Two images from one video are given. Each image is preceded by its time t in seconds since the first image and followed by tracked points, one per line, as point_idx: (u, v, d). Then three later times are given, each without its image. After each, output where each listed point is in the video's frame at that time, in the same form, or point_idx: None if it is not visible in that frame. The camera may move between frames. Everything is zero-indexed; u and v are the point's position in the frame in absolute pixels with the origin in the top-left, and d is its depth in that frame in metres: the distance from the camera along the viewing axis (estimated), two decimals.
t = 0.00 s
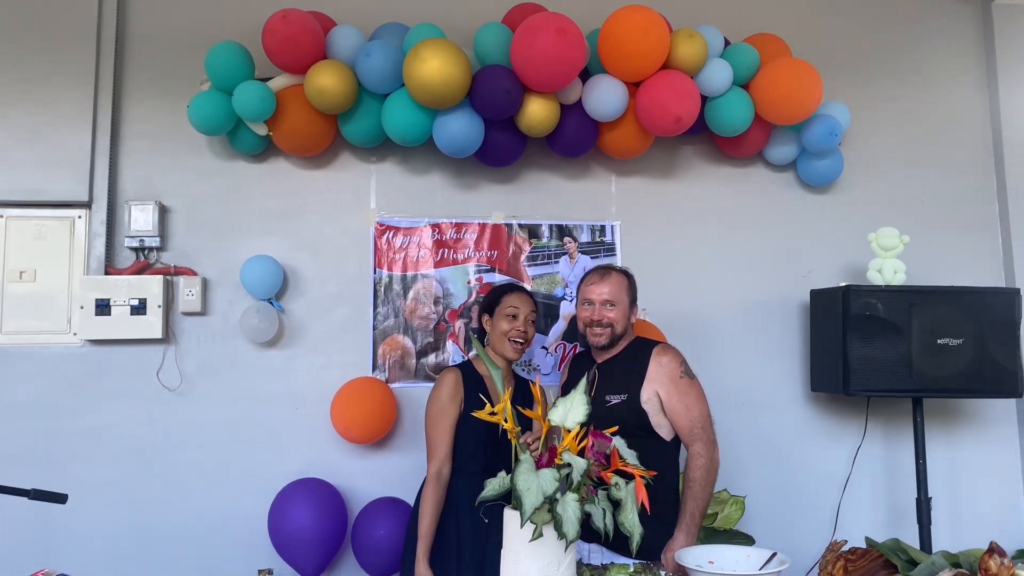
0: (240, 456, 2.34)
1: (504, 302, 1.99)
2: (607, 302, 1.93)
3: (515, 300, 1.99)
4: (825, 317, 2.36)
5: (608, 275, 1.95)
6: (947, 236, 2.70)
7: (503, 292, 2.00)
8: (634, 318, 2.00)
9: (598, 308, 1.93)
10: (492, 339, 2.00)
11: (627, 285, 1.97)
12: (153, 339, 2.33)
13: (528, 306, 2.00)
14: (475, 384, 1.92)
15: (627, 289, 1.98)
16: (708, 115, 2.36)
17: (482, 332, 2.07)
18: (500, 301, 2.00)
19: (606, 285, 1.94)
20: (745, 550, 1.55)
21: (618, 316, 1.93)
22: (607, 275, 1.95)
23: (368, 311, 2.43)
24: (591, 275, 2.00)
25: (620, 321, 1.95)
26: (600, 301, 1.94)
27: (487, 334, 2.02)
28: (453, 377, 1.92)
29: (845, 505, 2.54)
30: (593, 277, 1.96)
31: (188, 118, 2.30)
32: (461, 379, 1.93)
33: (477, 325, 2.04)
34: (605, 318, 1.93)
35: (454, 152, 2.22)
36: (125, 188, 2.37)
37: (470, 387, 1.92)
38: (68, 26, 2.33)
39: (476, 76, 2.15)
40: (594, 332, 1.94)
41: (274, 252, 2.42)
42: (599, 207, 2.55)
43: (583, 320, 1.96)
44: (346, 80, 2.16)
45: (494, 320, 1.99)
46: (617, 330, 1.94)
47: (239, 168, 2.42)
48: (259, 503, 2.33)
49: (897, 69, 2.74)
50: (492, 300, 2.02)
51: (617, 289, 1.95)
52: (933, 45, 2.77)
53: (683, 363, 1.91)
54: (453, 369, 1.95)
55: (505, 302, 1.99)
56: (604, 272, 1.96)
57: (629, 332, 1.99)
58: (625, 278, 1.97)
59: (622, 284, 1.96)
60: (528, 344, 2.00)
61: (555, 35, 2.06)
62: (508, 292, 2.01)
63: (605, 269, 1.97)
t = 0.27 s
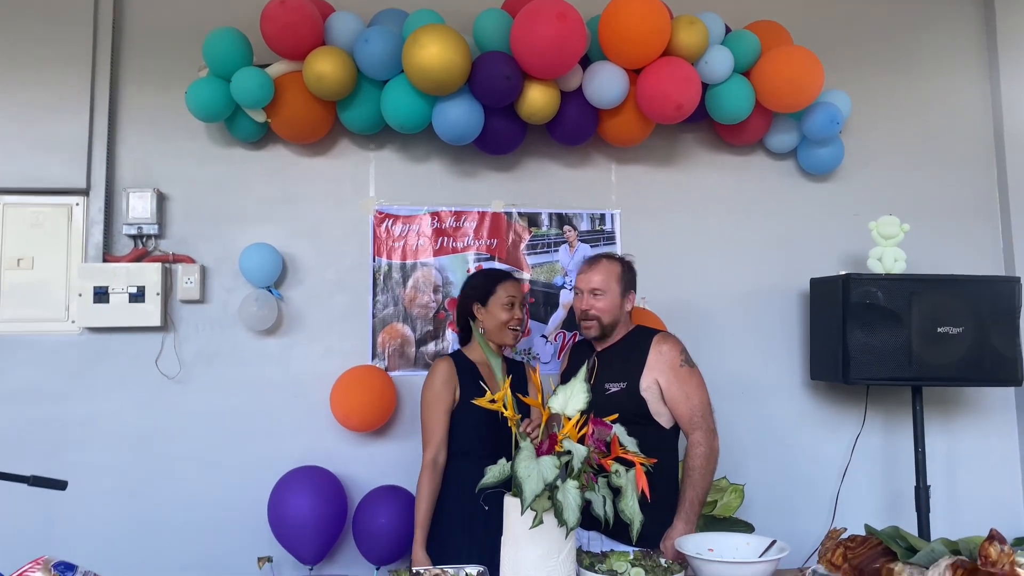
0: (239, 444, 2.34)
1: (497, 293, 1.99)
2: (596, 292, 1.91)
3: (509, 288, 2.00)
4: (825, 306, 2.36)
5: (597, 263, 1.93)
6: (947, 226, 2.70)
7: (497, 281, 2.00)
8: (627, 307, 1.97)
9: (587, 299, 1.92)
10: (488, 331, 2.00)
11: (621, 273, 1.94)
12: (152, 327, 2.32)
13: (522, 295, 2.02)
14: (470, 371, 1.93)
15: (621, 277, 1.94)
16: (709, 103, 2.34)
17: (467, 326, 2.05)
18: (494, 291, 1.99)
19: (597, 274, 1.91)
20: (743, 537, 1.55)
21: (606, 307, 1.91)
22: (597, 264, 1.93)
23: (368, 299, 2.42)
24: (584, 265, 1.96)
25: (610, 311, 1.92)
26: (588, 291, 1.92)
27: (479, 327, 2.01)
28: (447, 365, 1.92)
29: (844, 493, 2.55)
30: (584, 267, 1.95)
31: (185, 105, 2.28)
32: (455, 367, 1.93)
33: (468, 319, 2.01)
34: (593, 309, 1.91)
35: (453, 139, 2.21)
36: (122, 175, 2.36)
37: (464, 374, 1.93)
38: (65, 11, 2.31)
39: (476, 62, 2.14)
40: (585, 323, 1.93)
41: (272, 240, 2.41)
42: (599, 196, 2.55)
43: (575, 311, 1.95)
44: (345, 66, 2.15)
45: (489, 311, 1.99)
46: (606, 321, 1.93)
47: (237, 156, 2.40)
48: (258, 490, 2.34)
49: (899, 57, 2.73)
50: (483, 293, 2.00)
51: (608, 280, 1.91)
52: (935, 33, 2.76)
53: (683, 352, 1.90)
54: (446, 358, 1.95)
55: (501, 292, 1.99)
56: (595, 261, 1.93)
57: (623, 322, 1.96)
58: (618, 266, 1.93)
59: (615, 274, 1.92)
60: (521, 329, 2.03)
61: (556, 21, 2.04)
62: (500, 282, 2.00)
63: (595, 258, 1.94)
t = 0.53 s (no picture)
0: (240, 433, 2.33)
1: (468, 290, 2.13)
2: (580, 280, 1.96)
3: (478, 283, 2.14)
4: (827, 295, 2.36)
5: (585, 253, 2.00)
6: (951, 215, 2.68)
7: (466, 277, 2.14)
8: (617, 295, 1.96)
9: (574, 287, 1.98)
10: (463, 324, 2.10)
11: (608, 260, 1.97)
12: (152, 315, 2.31)
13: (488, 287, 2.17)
14: (458, 368, 1.98)
15: (607, 265, 1.97)
16: (712, 90, 2.32)
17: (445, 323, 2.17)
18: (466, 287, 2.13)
19: (582, 263, 1.98)
20: (746, 526, 1.55)
21: (591, 294, 1.95)
22: (585, 254, 1.99)
23: (369, 288, 2.41)
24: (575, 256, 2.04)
25: (596, 298, 1.94)
26: (575, 280, 1.98)
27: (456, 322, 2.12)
28: (435, 363, 1.97)
29: (844, 482, 2.56)
30: (576, 256, 2.02)
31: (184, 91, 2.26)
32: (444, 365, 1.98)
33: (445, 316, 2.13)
34: (576, 297, 1.97)
35: (455, 127, 2.19)
36: (121, 162, 2.34)
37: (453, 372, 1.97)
38: None
39: (478, 49, 2.12)
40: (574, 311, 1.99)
41: (273, 228, 2.39)
42: (601, 184, 2.53)
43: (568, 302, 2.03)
44: (346, 53, 2.13)
45: (465, 306, 2.11)
46: (592, 308, 1.96)
47: (237, 143, 2.38)
48: (260, 479, 2.33)
49: (903, 44, 2.71)
50: (455, 290, 2.13)
51: (592, 267, 1.96)
52: (940, 20, 2.73)
53: (683, 341, 1.90)
54: (434, 356, 2.00)
55: (471, 288, 2.12)
56: (584, 253, 2.01)
57: (614, 309, 1.96)
58: (605, 254, 1.98)
59: (599, 262, 1.96)
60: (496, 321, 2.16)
61: (559, 8, 2.03)
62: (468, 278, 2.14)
63: (586, 249, 2.01)
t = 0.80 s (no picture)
0: (240, 432, 2.32)
1: (449, 297, 2.11)
2: (569, 282, 1.93)
3: (460, 289, 2.12)
4: (829, 293, 2.35)
5: (573, 254, 1.95)
6: (953, 211, 2.67)
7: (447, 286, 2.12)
8: (608, 295, 1.92)
9: (565, 288, 1.94)
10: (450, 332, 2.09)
11: (598, 260, 1.93)
12: (150, 314, 2.29)
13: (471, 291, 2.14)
14: (459, 375, 1.97)
15: (597, 265, 1.92)
16: (714, 86, 2.31)
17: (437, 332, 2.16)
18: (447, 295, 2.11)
19: (570, 264, 1.94)
20: (750, 526, 1.54)
21: (580, 296, 1.91)
22: (574, 255, 1.95)
23: (369, 286, 2.40)
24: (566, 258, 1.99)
25: (586, 299, 1.91)
26: (565, 282, 1.95)
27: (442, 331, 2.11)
28: (435, 373, 1.95)
29: (846, 479, 2.55)
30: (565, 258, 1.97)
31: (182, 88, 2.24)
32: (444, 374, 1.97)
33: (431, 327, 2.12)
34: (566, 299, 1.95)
35: (455, 123, 2.17)
36: (118, 159, 2.32)
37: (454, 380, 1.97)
38: None
39: (478, 45, 2.09)
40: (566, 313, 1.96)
41: (272, 225, 2.37)
42: (602, 181, 2.51)
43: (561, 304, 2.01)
44: (345, 49, 2.10)
45: (449, 316, 2.09)
46: (583, 309, 1.93)
47: (235, 140, 2.36)
48: (260, 478, 2.33)
49: (906, 39, 2.69)
50: (436, 300, 2.12)
51: (580, 268, 1.92)
52: (944, 14, 2.71)
53: (680, 339, 1.89)
54: (434, 366, 1.98)
55: (451, 295, 2.11)
56: (574, 254, 1.96)
57: (606, 310, 1.93)
58: (592, 254, 1.93)
59: (588, 262, 1.92)
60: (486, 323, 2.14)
61: (560, 4, 2.01)
62: (449, 286, 2.13)
63: (575, 250, 1.96)
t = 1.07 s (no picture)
0: (241, 437, 2.32)
1: (467, 300, 2.26)
2: (561, 287, 1.95)
3: (478, 293, 2.27)
4: (831, 297, 2.36)
5: (568, 260, 1.97)
6: (954, 214, 2.67)
7: (465, 290, 2.27)
8: (599, 300, 1.93)
9: (558, 293, 1.97)
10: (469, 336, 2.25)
11: (590, 266, 1.94)
12: (151, 320, 2.29)
13: (490, 296, 2.27)
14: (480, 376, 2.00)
15: (589, 270, 1.94)
16: (715, 90, 2.30)
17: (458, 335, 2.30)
18: (464, 298, 2.26)
19: (564, 269, 1.96)
20: (750, 533, 1.53)
21: (571, 301, 1.94)
22: (568, 261, 1.97)
23: (370, 290, 2.40)
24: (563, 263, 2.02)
25: (576, 305, 1.93)
26: (558, 286, 1.97)
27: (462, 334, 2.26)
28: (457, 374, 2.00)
29: (846, 482, 2.56)
30: (561, 263, 2.00)
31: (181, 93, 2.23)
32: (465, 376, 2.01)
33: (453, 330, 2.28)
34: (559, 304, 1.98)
35: (456, 128, 2.16)
36: (117, 164, 2.31)
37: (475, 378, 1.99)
38: None
39: (479, 49, 2.09)
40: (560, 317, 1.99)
41: (272, 231, 2.36)
42: (603, 184, 2.51)
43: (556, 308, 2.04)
44: (345, 54, 2.09)
45: (465, 318, 2.25)
46: (574, 314, 1.95)
47: (235, 144, 2.35)
48: (262, 483, 2.32)
49: (907, 41, 2.69)
50: (456, 304, 2.27)
51: (573, 273, 1.94)
52: (944, 17, 2.71)
53: (675, 346, 1.89)
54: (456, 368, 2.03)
55: (468, 299, 2.26)
56: (569, 259, 1.98)
57: (598, 316, 1.94)
58: (585, 260, 1.94)
59: (580, 268, 1.93)
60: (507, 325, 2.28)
61: (561, 8, 2.00)
62: (467, 289, 2.27)
63: (570, 256, 1.98)
